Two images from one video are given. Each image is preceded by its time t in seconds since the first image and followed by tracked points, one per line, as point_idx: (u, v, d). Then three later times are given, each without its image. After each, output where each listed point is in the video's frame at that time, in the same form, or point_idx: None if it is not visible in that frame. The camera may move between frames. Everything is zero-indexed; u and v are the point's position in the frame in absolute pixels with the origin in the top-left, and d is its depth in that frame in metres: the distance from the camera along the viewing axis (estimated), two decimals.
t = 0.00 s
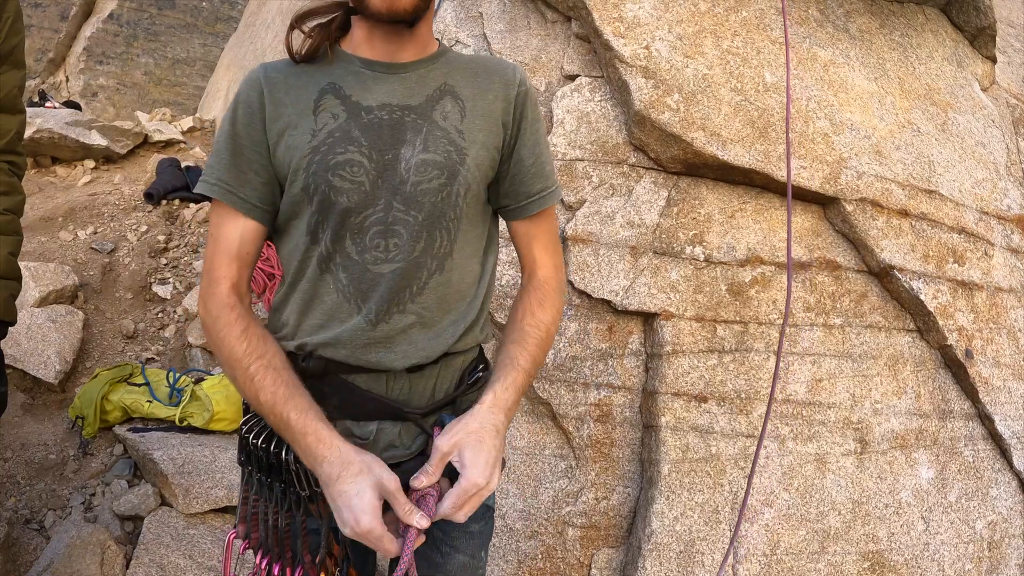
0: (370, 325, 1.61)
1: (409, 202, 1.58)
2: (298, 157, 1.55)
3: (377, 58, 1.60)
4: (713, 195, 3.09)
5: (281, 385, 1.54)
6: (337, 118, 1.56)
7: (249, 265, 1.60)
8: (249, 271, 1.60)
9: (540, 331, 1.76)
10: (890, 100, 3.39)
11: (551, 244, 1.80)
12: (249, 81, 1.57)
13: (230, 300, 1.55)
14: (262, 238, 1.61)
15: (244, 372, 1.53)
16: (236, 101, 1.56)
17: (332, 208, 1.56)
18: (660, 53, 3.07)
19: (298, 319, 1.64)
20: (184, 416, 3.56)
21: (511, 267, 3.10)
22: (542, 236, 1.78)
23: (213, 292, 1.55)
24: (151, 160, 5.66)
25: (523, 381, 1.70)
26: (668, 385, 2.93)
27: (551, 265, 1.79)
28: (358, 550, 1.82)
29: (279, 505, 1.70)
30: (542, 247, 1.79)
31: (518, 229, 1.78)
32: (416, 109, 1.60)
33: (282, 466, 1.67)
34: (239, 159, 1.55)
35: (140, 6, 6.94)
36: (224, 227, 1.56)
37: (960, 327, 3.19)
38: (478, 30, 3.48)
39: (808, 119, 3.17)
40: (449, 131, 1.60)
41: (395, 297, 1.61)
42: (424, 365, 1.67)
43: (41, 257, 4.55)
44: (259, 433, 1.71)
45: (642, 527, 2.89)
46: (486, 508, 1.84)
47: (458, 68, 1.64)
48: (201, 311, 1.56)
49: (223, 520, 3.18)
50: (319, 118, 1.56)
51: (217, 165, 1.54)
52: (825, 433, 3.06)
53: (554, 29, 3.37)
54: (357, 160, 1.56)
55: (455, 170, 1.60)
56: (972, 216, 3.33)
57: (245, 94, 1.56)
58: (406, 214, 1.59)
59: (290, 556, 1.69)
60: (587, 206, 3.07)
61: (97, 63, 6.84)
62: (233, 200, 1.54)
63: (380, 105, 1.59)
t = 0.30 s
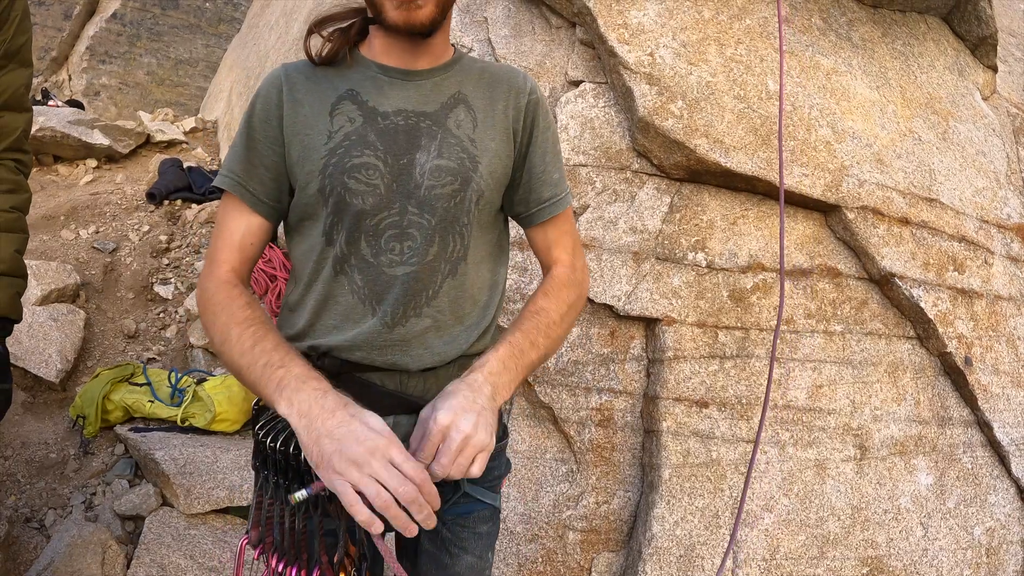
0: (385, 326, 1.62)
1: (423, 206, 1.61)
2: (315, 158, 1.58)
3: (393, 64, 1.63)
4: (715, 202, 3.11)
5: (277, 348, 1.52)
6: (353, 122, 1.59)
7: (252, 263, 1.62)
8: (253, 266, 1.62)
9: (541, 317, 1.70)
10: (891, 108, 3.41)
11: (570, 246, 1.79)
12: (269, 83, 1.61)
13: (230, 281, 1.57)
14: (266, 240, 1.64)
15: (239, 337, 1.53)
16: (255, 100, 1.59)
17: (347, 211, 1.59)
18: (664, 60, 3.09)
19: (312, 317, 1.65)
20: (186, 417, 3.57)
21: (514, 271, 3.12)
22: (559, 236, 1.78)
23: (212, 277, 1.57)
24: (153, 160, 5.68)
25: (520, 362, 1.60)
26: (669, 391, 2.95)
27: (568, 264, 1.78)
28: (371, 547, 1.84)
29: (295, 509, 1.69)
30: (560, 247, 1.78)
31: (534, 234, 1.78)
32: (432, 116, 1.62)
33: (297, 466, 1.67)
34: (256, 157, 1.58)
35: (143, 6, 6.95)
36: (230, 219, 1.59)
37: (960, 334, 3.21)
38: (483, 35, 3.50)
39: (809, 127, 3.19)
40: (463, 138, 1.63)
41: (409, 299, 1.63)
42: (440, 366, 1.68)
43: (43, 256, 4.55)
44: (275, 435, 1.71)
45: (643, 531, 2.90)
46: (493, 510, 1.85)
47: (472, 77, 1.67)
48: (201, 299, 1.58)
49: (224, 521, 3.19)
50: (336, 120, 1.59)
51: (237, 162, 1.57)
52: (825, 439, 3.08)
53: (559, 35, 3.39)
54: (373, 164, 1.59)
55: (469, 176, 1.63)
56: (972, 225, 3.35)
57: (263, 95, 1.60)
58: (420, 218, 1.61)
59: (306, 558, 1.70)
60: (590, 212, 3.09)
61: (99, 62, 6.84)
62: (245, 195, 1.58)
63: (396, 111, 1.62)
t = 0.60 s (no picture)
0: (392, 337, 1.63)
1: (431, 218, 1.62)
2: (325, 167, 1.59)
3: (408, 78, 1.65)
4: (718, 210, 3.12)
5: (263, 352, 1.53)
6: (366, 132, 1.61)
7: (251, 262, 1.64)
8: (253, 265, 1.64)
9: (550, 328, 1.73)
10: (894, 118, 3.42)
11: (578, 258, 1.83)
12: (282, 89, 1.63)
13: (227, 279, 1.59)
14: (266, 240, 1.66)
15: (229, 337, 1.55)
16: (267, 106, 1.61)
17: (357, 221, 1.60)
18: (668, 68, 3.09)
19: (320, 324, 1.64)
20: (188, 421, 3.57)
21: (516, 278, 3.12)
22: (567, 247, 1.81)
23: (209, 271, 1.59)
24: (156, 162, 5.69)
25: (532, 369, 1.64)
26: (671, 399, 2.95)
27: (573, 275, 1.82)
28: (375, 551, 1.84)
29: (303, 513, 1.71)
30: (568, 259, 1.82)
31: (543, 247, 1.81)
32: (444, 129, 1.64)
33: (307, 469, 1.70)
34: (266, 163, 1.60)
35: (146, 8, 6.95)
36: (233, 218, 1.61)
37: (960, 344, 3.21)
38: (487, 41, 3.52)
39: (812, 136, 3.19)
40: (474, 153, 1.64)
41: (416, 310, 1.63)
42: (446, 377, 1.69)
43: (45, 257, 4.55)
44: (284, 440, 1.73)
45: (643, 538, 2.91)
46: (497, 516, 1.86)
47: (484, 91, 1.67)
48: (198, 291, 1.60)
49: (226, 526, 3.19)
50: (349, 130, 1.61)
51: (249, 168, 1.59)
52: (825, 448, 3.08)
53: (563, 42, 3.40)
54: (384, 175, 1.60)
55: (477, 190, 1.64)
56: (973, 234, 3.36)
57: (276, 102, 1.61)
58: (428, 230, 1.62)
59: (313, 562, 1.73)
60: (593, 221, 3.10)
61: (102, 64, 6.84)
62: (252, 200, 1.60)
63: (408, 123, 1.63)
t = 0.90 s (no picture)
0: (403, 345, 1.65)
1: (446, 230, 1.64)
2: (343, 176, 1.60)
3: (428, 90, 1.65)
4: (722, 219, 3.13)
5: (282, 350, 1.57)
6: (384, 141, 1.62)
7: (261, 265, 1.64)
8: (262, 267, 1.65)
9: (578, 373, 1.80)
10: (896, 128, 3.44)
11: (586, 276, 1.85)
12: (302, 94, 1.63)
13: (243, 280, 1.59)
14: (276, 243, 1.66)
15: (246, 336, 1.57)
16: (286, 112, 1.61)
17: (372, 230, 1.61)
18: (672, 78, 3.11)
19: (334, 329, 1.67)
20: (191, 425, 3.58)
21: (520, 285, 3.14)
22: (577, 265, 1.83)
23: (224, 272, 1.59)
24: (160, 166, 5.72)
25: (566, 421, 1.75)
26: (674, 407, 2.97)
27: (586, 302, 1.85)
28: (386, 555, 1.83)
29: (316, 516, 1.74)
30: (578, 281, 1.83)
31: (555, 264, 1.83)
32: (462, 141, 1.65)
33: (317, 473, 1.71)
34: (283, 169, 1.60)
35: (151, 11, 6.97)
36: (248, 219, 1.61)
37: (962, 353, 3.23)
38: (492, 49, 3.54)
39: (815, 146, 3.21)
40: (491, 166, 1.66)
41: (428, 320, 1.65)
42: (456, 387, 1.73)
43: (48, 259, 4.56)
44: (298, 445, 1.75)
45: (646, 545, 2.92)
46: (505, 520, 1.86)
47: (504, 104, 1.69)
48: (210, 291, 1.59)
49: (229, 530, 3.20)
50: (368, 138, 1.61)
51: (267, 174, 1.60)
52: (827, 456, 3.10)
53: (568, 50, 3.42)
54: (400, 185, 1.61)
55: (494, 204, 1.66)
56: (975, 244, 3.38)
57: (295, 107, 1.61)
58: (442, 242, 1.64)
59: (324, 564, 1.75)
60: (597, 229, 3.12)
61: (106, 66, 6.84)
62: (268, 207, 1.61)
63: (426, 133, 1.64)
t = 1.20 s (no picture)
0: (404, 360, 1.67)
1: (455, 251, 1.65)
2: (356, 193, 1.63)
3: (445, 104, 1.65)
4: (725, 228, 3.13)
5: (288, 354, 1.57)
6: (398, 158, 1.63)
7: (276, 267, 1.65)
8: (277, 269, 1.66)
9: (569, 364, 1.75)
10: (899, 136, 3.44)
11: (604, 291, 1.81)
12: (322, 103, 1.65)
13: (255, 282, 1.60)
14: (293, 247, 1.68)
15: (253, 338, 1.57)
16: (305, 122, 1.63)
17: (381, 248, 1.63)
18: (675, 86, 3.11)
19: (339, 337, 1.70)
20: (191, 431, 3.57)
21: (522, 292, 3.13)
22: (594, 280, 1.79)
23: (236, 273, 1.60)
24: (161, 170, 5.72)
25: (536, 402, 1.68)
26: (676, 415, 2.96)
27: (600, 311, 1.80)
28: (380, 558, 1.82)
29: (307, 512, 1.73)
30: (594, 292, 1.80)
31: (569, 280, 1.81)
32: (476, 161, 1.65)
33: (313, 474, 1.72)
34: (301, 179, 1.62)
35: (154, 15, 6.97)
36: (263, 223, 1.63)
37: (964, 361, 3.22)
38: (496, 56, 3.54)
39: (818, 154, 3.20)
40: (503, 188, 1.66)
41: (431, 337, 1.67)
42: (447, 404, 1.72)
43: (49, 262, 4.55)
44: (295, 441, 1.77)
45: (648, 554, 2.91)
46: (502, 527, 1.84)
47: (520, 123, 1.68)
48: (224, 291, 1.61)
49: (229, 537, 3.19)
50: (382, 155, 1.63)
51: (285, 182, 1.62)
52: (830, 465, 3.09)
53: (571, 57, 3.41)
54: (411, 206, 1.63)
55: (505, 227, 1.66)
56: (978, 252, 3.37)
57: (315, 118, 1.64)
58: (450, 263, 1.65)
59: (313, 563, 1.73)
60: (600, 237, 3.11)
61: (109, 69, 6.84)
62: (285, 215, 1.62)
63: (440, 151, 1.65)
